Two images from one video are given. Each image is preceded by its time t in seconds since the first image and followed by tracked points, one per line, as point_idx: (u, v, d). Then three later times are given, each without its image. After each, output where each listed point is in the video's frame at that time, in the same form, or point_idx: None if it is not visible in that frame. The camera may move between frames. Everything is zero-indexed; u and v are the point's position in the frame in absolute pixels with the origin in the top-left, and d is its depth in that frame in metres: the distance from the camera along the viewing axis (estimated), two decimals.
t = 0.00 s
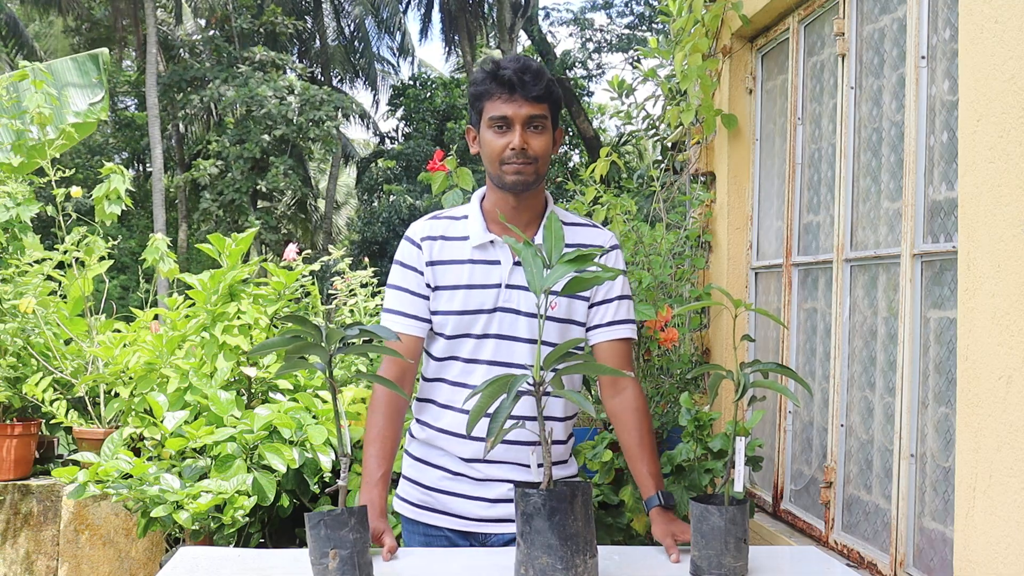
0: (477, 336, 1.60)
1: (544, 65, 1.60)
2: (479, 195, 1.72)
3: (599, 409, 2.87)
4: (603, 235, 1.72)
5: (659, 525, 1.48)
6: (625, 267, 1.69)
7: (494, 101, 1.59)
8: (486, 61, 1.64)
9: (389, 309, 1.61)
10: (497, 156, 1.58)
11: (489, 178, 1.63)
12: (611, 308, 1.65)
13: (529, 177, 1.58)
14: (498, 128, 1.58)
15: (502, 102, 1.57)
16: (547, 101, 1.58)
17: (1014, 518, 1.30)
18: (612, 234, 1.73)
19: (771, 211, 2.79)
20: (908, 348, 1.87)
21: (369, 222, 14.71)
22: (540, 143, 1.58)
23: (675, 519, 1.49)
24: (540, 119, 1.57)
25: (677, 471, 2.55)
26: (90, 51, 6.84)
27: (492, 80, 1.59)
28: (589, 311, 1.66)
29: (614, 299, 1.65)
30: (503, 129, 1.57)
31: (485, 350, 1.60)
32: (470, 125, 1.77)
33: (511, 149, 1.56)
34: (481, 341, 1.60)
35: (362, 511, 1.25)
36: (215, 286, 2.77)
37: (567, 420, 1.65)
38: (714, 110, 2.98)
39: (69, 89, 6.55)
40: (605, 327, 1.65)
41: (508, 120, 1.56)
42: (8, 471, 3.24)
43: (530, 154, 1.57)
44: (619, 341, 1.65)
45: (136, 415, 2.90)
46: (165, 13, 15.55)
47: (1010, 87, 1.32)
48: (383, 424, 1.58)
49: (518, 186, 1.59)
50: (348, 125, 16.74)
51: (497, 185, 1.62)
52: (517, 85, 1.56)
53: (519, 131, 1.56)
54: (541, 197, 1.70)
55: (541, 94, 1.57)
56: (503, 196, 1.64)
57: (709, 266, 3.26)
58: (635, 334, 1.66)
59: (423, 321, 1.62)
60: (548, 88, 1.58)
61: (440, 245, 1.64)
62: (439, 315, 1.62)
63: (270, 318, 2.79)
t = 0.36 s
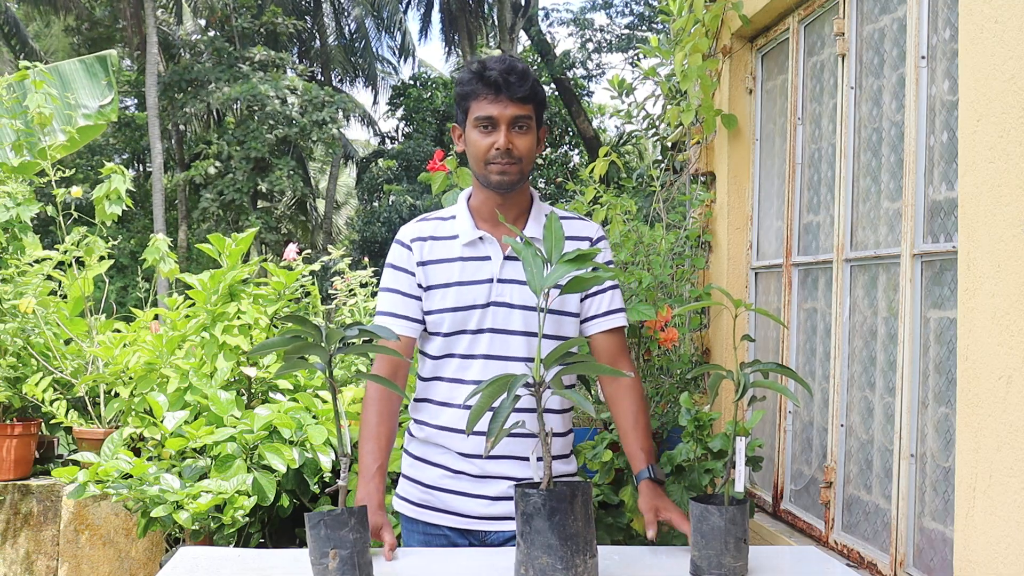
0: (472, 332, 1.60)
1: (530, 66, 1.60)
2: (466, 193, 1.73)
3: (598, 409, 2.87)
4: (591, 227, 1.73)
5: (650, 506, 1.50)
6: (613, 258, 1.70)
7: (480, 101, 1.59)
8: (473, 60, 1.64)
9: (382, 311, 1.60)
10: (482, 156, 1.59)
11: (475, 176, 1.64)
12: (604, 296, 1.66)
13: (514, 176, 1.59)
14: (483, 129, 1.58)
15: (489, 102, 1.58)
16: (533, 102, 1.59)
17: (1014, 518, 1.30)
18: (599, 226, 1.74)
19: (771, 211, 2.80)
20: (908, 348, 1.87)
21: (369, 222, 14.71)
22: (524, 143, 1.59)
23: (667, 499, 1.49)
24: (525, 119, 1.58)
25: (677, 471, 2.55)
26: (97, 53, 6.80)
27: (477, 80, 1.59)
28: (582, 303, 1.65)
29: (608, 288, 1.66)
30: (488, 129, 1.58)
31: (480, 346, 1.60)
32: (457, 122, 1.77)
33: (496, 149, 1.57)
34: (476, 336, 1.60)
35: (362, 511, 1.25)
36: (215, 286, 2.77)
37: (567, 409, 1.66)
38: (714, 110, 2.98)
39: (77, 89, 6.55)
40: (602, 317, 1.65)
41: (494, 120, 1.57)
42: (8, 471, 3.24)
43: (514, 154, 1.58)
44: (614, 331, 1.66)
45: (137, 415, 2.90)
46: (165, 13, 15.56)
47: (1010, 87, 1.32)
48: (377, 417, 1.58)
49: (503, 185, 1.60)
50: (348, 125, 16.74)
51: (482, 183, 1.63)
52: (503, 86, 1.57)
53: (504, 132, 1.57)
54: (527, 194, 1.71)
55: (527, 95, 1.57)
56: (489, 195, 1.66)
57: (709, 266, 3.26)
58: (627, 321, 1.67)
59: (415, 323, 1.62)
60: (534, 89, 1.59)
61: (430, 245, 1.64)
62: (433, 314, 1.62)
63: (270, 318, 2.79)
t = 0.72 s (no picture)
0: (472, 326, 1.60)
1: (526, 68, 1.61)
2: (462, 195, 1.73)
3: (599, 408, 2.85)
4: (585, 215, 1.73)
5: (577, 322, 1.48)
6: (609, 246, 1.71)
7: (477, 103, 1.60)
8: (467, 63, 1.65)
9: (376, 307, 1.64)
10: (480, 158, 1.59)
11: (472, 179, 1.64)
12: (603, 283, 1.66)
13: (512, 178, 1.60)
14: (481, 130, 1.59)
15: (486, 103, 1.59)
16: (529, 103, 1.60)
17: (1014, 518, 1.30)
18: (593, 214, 1.74)
19: (771, 211, 2.80)
20: (908, 348, 1.87)
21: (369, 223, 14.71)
22: (522, 145, 1.60)
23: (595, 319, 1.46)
24: (521, 120, 1.59)
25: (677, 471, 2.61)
26: (95, 50, 6.80)
27: (473, 82, 1.60)
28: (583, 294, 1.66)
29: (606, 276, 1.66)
30: (486, 130, 1.58)
31: (482, 339, 1.60)
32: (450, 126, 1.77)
33: (495, 150, 1.58)
34: (477, 330, 1.60)
35: (363, 511, 1.25)
36: (215, 286, 2.76)
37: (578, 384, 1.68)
38: (714, 110, 2.98)
39: (75, 87, 6.57)
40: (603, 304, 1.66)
41: (492, 122, 1.58)
42: (8, 471, 3.24)
43: (513, 155, 1.59)
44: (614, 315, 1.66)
45: (137, 415, 2.90)
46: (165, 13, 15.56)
47: (1010, 87, 1.32)
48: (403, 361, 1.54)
49: (502, 187, 1.60)
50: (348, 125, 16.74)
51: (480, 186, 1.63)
52: (499, 87, 1.58)
53: (502, 133, 1.57)
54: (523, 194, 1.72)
55: (523, 95, 1.58)
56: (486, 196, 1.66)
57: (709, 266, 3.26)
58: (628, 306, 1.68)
59: (407, 319, 1.65)
60: (530, 90, 1.60)
61: (428, 241, 1.65)
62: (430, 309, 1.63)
63: (270, 318, 2.79)
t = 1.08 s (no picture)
0: (491, 327, 1.61)
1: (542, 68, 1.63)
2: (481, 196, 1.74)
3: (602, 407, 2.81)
4: (603, 215, 1.77)
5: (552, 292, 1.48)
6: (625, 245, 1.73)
7: (493, 103, 1.61)
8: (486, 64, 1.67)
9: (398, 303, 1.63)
10: (495, 157, 1.60)
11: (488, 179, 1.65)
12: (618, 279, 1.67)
13: (527, 177, 1.60)
14: (496, 129, 1.60)
15: (501, 103, 1.60)
16: (545, 103, 1.61)
17: (1014, 518, 1.30)
18: (611, 214, 1.78)
19: (771, 211, 2.80)
20: (908, 348, 1.87)
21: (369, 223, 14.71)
22: (537, 144, 1.60)
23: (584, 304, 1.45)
24: (537, 121, 1.60)
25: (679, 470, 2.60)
26: (82, 45, 6.59)
27: (491, 82, 1.61)
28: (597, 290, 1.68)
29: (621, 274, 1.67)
30: (501, 129, 1.59)
31: (501, 341, 1.61)
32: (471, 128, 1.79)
33: (509, 149, 1.58)
34: (496, 331, 1.61)
35: (363, 511, 1.25)
36: (215, 286, 2.76)
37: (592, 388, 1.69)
38: (714, 110, 2.98)
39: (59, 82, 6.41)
40: (616, 301, 1.67)
41: (507, 121, 1.59)
42: (8, 471, 3.24)
43: (527, 155, 1.59)
44: (629, 313, 1.67)
45: (137, 415, 2.90)
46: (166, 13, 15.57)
47: (1010, 87, 1.32)
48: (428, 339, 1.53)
49: (516, 185, 1.60)
50: (348, 125, 16.74)
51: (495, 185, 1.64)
52: (516, 87, 1.59)
53: (517, 132, 1.58)
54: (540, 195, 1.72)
55: (540, 95, 1.59)
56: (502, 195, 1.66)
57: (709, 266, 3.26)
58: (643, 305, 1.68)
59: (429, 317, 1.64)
60: (547, 90, 1.61)
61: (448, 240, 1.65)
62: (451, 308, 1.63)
63: (270, 318, 2.79)
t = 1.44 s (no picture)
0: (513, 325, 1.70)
1: (582, 76, 1.68)
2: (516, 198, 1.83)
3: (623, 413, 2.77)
4: (636, 226, 1.82)
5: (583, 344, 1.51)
6: (655, 258, 1.80)
7: (531, 108, 1.68)
8: (528, 67, 1.73)
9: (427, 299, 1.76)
10: (532, 161, 1.67)
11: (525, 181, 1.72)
12: (645, 296, 1.75)
13: (562, 182, 1.67)
14: (534, 134, 1.67)
15: (540, 109, 1.66)
16: (583, 111, 1.67)
17: (1014, 518, 1.30)
18: (644, 226, 1.83)
19: (771, 211, 2.80)
20: (908, 348, 1.87)
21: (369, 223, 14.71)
22: (572, 150, 1.66)
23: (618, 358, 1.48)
24: (575, 127, 1.66)
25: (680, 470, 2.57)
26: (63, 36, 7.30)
27: (530, 88, 1.68)
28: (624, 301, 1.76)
29: (649, 288, 1.75)
30: (539, 135, 1.66)
31: (523, 338, 1.70)
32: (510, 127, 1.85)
33: (546, 155, 1.65)
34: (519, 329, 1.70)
35: (363, 511, 1.25)
36: (215, 286, 2.76)
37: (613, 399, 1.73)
38: (714, 110, 2.97)
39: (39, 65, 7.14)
40: (642, 315, 1.74)
41: (544, 127, 1.66)
42: (8, 471, 3.24)
43: (563, 161, 1.66)
44: (653, 329, 1.74)
45: (137, 415, 2.90)
46: (166, 13, 15.57)
47: (1010, 87, 1.32)
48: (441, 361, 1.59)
49: (551, 189, 1.68)
50: (348, 125, 16.74)
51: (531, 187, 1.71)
52: (554, 94, 1.65)
53: (553, 138, 1.65)
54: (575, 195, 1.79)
55: (578, 103, 1.65)
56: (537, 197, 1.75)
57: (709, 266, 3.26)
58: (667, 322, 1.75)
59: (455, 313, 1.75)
60: (585, 98, 1.67)
61: (479, 238, 1.75)
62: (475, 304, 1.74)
63: (270, 318, 2.79)
